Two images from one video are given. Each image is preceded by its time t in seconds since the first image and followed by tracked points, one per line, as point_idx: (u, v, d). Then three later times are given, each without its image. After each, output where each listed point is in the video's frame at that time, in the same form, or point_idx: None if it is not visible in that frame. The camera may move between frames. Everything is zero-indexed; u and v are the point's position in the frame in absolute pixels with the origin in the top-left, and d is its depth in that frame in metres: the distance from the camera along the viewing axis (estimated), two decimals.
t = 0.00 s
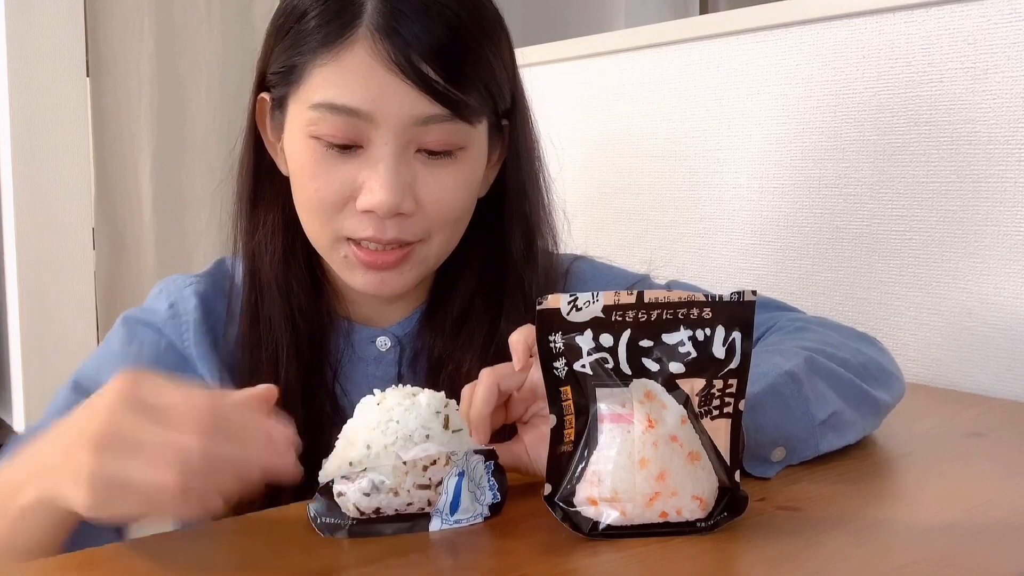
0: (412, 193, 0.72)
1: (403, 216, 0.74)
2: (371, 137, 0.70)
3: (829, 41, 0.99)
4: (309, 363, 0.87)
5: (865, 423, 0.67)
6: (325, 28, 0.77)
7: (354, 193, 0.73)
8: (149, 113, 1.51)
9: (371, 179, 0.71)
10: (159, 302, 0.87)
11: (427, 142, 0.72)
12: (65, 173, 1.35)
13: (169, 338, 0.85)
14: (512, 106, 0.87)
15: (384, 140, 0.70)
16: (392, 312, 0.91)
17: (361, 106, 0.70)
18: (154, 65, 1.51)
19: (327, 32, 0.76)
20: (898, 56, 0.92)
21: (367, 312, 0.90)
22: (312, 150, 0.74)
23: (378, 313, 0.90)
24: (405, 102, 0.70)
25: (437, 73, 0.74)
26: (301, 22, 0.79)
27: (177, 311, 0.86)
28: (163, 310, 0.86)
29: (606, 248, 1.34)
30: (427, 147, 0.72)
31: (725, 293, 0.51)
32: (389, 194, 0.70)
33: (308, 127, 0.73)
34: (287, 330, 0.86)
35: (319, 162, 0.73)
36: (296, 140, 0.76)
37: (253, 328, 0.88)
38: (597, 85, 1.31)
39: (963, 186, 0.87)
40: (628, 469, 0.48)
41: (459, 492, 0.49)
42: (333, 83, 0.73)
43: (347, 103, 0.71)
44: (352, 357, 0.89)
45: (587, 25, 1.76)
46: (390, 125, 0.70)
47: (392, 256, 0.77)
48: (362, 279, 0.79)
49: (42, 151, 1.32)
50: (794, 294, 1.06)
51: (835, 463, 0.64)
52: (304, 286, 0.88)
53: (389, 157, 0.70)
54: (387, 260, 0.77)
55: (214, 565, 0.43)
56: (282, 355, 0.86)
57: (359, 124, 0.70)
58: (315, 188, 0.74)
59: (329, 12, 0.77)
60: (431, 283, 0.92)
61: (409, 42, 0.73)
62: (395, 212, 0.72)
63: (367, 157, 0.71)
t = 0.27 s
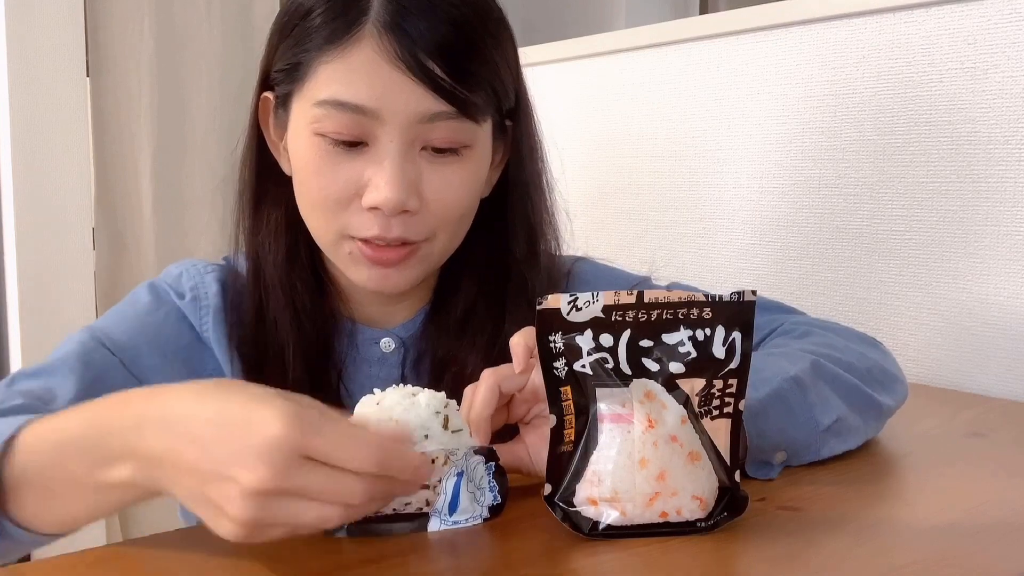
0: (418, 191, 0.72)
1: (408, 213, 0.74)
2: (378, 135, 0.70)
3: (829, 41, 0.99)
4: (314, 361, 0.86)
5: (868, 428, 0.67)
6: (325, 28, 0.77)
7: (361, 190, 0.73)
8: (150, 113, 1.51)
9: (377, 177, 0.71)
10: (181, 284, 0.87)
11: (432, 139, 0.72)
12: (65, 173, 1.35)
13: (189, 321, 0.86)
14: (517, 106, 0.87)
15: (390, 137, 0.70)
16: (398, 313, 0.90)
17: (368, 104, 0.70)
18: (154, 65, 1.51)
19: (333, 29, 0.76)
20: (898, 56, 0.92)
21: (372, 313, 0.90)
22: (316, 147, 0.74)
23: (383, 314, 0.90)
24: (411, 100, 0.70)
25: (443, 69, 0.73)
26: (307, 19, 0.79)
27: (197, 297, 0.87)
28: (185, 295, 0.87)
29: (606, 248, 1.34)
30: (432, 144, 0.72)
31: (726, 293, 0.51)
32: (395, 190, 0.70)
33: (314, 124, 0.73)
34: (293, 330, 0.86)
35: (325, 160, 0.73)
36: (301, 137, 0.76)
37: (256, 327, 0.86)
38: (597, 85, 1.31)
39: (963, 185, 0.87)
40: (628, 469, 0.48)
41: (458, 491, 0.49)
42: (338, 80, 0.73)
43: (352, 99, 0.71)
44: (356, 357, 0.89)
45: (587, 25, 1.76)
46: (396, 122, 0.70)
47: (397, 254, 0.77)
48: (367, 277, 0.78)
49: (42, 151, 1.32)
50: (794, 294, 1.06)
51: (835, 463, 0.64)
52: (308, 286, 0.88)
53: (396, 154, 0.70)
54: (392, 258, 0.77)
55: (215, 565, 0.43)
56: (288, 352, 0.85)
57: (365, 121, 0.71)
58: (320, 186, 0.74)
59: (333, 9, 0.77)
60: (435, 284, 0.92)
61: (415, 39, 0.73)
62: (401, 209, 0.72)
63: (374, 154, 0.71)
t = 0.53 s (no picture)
0: (426, 193, 0.73)
1: (417, 216, 0.74)
2: (387, 137, 0.71)
3: (829, 41, 0.99)
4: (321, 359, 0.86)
5: (871, 430, 0.67)
6: (327, 29, 0.77)
7: (370, 193, 0.73)
8: (150, 113, 1.51)
9: (386, 179, 0.71)
10: (186, 286, 0.87)
11: (442, 141, 0.72)
12: (65, 173, 1.35)
13: (194, 322, 0.85)
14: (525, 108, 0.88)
15: (400, 139, 0.70)
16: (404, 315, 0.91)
17: (377, 105, 0.71)
18: (154, 65, 1.51)
19: (343, 31, 0.76)
20: (898, 56, 0.92)
21: (380, 315, 0.90)
22: (326, 149, 0.74)
23: (388, 315, 0.90)
24: (421, 102, 0.70)
25: (453, 72, 0.73)
26: (317, 20, 0.79)
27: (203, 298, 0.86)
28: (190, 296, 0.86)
29: (607, 248, 1.34)
30: (442, 146, 0.72)
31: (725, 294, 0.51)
32: (404, 192, 0.70)
33: (324, 126, 0.74)
34: (302, 327, 0.85)
35: (335, 162, 0.74)
36: (311, 139, 0.76)
37: (263, 325, 0.85)
38: (597, 85, 1.31)
39: (963, 185, 0.87)
40: (628, 469, 0.48)
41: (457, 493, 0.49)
42: (348, 82, 0.73)
43: (362, 101, 0.71)
44: (362, 357, 0.89)
45: (587, 25, 1.76)
46: (405, 125, 0.70)
47: (407, 259, 0.77)
48: (376, 280, 0.79)
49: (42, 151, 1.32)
50: (794, 294, 1.06)
51: (835, 463, 0.64)
52: (315, 285, 0.88)
53: (405, 156, 0.70)
54: (403, 262, 0.77)
55: (215, 566, 0.43)
56: (297, 352, 0.84)
57: (375, 123, 0.71)
58: (330, 189, 0.75)
59: (343, 10, 0.77)
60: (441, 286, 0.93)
61: (426, 40, 0.73)
62: (410, 211, 0.72)
63: (383, 156, 0.71)
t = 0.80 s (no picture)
0: (421, 178, 0.72)
1: (413, 201, 0.73)
2: (382, 120, 0.71)
3: (829, 41, 0.99)
4: (323, 358, 0.86)
5: (872, 431, 0.67)
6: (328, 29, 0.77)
7: (366, 178, 0.73)
8: (150, 113, 1.51)
9: (381, 161, 0.71)
10: (191, 281, 0.86)
11: (438, 126, 0.72)
12: (65, 173, 1.35)
13: (199, 317, 0.84)
14: (526, 106, 0.88)
15: (395, 121, 0.71)
16: (406, 313, 0.90)
17: (373, 88, 0.71)
18: (154, 65, 1.51)
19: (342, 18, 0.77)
20: (898, 56, 0.92)
21: (382, 315, 0.90)
22: (323, 135, 0.75)
23: (389, 314, 0.90)
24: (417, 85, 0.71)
25: (448, 56, 0.74)
26: (316, 12, 0.80)
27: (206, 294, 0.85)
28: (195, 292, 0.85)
29: (607, 248, 1.34)
30: (438, 131, 0.73)
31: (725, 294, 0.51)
32: (398, 174, 0.70)
33: (322, 113, 0.74)
34: (304, 327, 0.85)
35: (332, 147, 0.74)
36: (310, 127, 0.77)
37: (266, 322, 0.85)
38: (597, 85, 1.31)
39: (963, 185, 0.87)
40: (628, 469, 0.48)
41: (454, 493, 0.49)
42: (345, 66, 0.74)
43: (359, 84, 0.72)
44: (363, 356, 0.89)
45: (587, 25, 1.76)
46: (401, 107, 0.70)
47: (404, 246, 0.76)
48: (372, 268, 0.78)
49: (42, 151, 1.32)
50: (794, 294, 1.06)
51: (835, 463, 0.64)
52: (318, 284, 0.88)
53: (400, 139, 0.71)
54: (399, 249, 0.76)
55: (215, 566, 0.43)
56: (298, 349, 0.85)
57: (371, 105, 0.71)
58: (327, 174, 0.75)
59: None
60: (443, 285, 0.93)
61: (424, 28, 0.74)
62: (405, 196, 0.72)
63: (379, 138, 0.72)
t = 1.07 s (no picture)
0: (417, 159, 0.72)
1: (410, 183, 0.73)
2: (377, 101, 0.72)
3: (829, 41, 0.99)
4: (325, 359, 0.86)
5: (873, 431, 0.67)
6: (328, 29, 0.77)
7: (362, 160, 0.73)
8: (150, 113, 1.51)
9: (377, 142, 0.72)
10: (188, 285, 0.85)
11: (433, 106, 0.73)
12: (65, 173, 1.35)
13: (196, 323, 0.83)
14: (525, 99, 0.89)
15: (391, 104, 0.72)
16: (411, 314, 0.91)
17: (368, 71, 0.72)
18: (155, 65, 1.51)
19: (338, 6, 0.78)
20: (898, 56, 0.92)
21: (386, 315, 0.90)
22: (321, 121, 0.75)
23: (392, 315, 0.90)
24: (410, 66, 0.72)
25: (444, 40, 0.74)
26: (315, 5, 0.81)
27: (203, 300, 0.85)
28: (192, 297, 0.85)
29: (607, 248, 1.34)
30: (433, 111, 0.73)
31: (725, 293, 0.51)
32: (394, 154, 0.71)
33: (320, 100, 0.75)
34: (306, 326, 0.85)
35: (329, 131, 0.74)
36: (308, 115, 0.77)
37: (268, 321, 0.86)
38: (598, 85, 1.31)
39: (963, 185, 0.87)
40: (628, 469, 0.48)
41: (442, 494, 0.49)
42: (342, 49, 0.75)
43: (355, 67, 0.73)
44: (366, 357, 0.88)
45: (587, 25, 1.76)
46: (395, 86, 0.72)
47: (399, 228, 0.75)
48: (369, 255, 0.77)
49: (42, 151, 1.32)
50: (794, 294, 1.06)
51: (835, 463, 0.64)
52: (322, 287, 0.88)
53: (396, 117, 0.71)
54: (395, 233, 0.76)
55: (215, 565, 0.43)
56: (300, 348, 0.85)
57: (366, 87, 0.72)
58: (324, 158, 0.75)
59: None
60: (446, 286, 0.93)
61: (420, 14, 0.74)
62: (401, 175, 0.72)
63: (376, 120, 0.72)
